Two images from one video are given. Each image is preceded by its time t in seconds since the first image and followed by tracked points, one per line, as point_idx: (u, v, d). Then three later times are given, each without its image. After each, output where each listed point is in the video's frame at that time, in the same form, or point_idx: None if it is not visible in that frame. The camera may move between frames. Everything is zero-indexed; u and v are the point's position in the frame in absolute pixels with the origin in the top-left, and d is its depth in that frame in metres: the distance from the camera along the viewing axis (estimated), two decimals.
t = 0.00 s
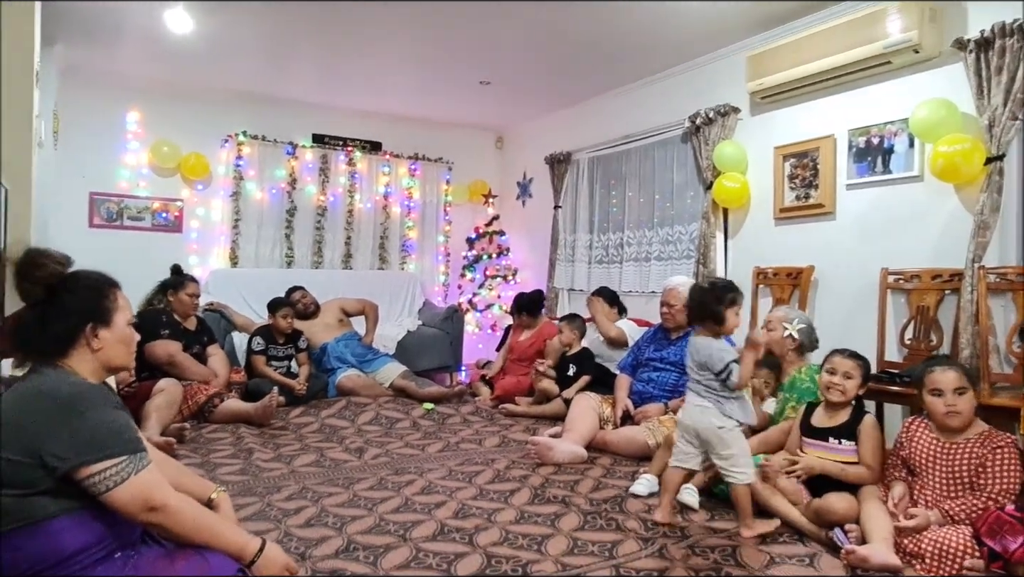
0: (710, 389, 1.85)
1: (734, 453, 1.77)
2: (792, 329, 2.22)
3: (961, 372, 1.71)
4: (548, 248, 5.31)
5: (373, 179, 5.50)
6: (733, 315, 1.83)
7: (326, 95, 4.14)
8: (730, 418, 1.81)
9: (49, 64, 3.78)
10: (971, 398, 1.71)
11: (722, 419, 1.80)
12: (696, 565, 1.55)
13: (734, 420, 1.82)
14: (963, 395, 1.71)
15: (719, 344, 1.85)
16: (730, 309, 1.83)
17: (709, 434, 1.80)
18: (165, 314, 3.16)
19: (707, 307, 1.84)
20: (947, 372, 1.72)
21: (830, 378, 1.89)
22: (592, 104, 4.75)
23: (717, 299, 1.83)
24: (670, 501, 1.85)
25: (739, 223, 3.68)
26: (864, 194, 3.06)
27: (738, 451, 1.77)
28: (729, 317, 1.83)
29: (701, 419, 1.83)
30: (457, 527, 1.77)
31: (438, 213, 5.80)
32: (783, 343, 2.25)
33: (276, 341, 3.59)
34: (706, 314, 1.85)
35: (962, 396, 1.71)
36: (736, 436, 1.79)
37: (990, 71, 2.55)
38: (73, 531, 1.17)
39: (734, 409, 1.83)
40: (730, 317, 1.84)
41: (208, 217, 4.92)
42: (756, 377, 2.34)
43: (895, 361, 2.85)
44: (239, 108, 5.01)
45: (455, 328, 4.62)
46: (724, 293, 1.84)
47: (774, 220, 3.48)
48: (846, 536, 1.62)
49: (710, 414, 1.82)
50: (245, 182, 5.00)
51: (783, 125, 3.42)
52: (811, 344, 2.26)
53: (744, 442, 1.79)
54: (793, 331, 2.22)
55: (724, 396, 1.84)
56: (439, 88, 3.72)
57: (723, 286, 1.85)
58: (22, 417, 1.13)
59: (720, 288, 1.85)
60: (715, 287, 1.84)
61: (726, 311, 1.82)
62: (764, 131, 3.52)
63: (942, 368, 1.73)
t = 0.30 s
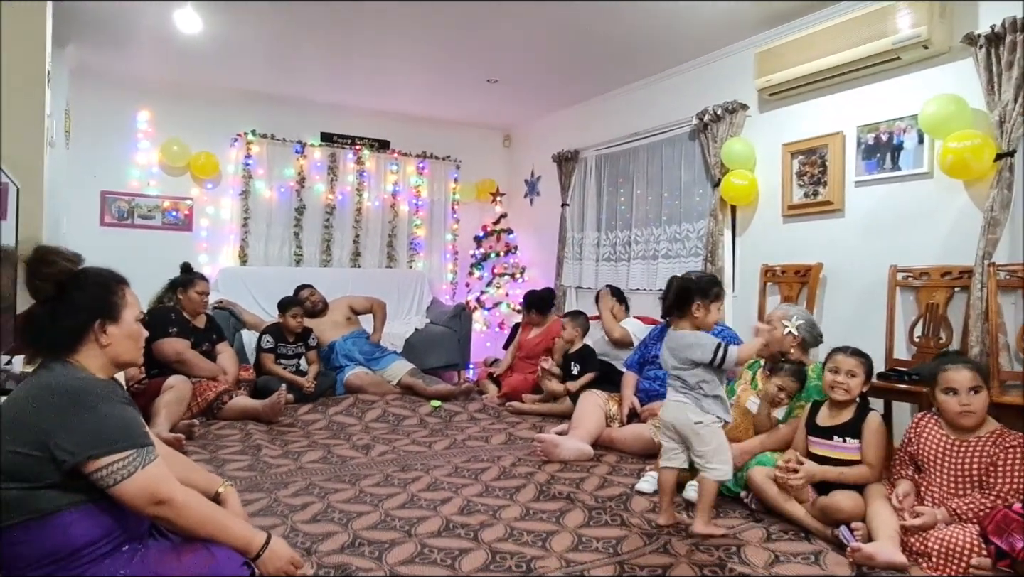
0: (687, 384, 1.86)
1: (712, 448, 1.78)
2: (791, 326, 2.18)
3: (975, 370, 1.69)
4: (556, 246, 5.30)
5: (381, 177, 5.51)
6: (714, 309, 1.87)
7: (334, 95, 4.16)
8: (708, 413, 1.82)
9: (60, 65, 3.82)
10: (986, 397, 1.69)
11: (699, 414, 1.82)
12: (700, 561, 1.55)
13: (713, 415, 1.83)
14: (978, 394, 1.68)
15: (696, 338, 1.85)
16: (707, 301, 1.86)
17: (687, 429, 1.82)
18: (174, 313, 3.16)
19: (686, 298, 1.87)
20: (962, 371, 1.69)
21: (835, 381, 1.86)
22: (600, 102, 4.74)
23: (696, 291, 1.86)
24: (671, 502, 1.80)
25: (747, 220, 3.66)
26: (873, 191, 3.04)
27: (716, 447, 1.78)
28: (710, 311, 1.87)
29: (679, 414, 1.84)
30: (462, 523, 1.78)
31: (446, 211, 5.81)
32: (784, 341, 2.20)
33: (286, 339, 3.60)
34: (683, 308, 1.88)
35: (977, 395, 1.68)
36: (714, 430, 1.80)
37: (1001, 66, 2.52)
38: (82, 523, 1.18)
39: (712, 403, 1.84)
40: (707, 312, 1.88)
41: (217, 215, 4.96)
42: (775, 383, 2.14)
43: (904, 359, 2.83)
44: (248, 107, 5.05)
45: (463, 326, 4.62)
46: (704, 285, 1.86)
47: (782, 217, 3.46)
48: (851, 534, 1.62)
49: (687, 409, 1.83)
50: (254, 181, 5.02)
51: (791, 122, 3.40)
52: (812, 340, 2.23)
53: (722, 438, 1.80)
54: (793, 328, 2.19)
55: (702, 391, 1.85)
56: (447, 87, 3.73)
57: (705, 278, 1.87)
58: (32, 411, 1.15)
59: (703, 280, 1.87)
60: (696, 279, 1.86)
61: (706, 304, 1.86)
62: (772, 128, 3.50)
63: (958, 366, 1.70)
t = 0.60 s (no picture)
0: (685, 384, 1.82)
1: (704, 452, 1.74)
2: (798, 324, 2.23)
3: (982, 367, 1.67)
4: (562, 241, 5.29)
5: (388, 172, 5.52)
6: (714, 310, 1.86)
7: (340, 90, 4.16)
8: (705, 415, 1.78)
9: (68, 60, 3.84)
10: (992, 394, 1.68)
11: (695, 416, 1.77)
12: (701, 553, 1.56)
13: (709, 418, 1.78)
14: (986, 391, 1.67)
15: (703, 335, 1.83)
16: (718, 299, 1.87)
17: (680, 431, 1.78)
18: (182, 306, 3.18)
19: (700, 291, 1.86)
20: (969, 367, 1.68)
21: (839, 377, 1.85)
22: (607, 96, 4.72)
23: (711, 287, 1.86)
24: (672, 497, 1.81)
25: (754, 215, 3.64)
26: (881, 184, 3.01)
27: (708, 451, 1.74)
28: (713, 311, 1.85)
29: (673, 414, 1.80)
30: (464, 515, 1.79)
31: (452, 206, 5.81)
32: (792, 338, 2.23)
33: (294, 333, 3.62)
34: (693, 301, 1.87)
35: (985, 393, 1.67)
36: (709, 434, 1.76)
37: (1011, 58, 2.49)
38: (87, 511, 1.19)
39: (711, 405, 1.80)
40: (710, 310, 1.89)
41: (224, 210, 4.99)
42: (777, 376, 2.15)
43: (910, 354, 2.82)
44: (256, 102, 5.06)
45: (469, 320, 4.63)
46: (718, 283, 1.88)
47: (789, 211, 3.44)
48: (855, 528, 1.63)
49: (682, 410, 1.79)
50: (261, 175, 5.04)
51: (799, 116, 3.38)
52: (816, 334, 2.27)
53: (716, 443, 1.75)
54: (798, 325, 2.23)
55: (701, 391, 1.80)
56: (453, 81, 3.72)
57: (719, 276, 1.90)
58: (41, 399, 1.16)
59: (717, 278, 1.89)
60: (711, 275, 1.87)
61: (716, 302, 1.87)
62: (780, 121, 3.47)
63: (964, 363, 1.69)
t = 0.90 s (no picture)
0: (684, 372, 1.80)
1: (705, 440, 1.75)
2: (801, 312, 2.23)
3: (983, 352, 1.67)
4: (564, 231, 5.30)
5: (390, 162, 5.52)
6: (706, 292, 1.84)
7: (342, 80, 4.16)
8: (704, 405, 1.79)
9: (70, 51, 3.84)
10: (990, 379, 1.67)
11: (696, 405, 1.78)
12: (700, 539, 1.56)
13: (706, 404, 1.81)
14: (981, 375, 1.67)
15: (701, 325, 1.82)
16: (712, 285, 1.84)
17: (682, 419, 1.78)
18: (186, 297, 3.21)
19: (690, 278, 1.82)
20: (970, 352, 1.67)
21: (840, 363, 1.86)
22: (609, 85, 4.70)
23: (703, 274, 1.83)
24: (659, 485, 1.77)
25: (756, 204, 3.64)
26: (884, 172, 3.01)
27: (711, 439, 1.76)
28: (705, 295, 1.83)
29: (675, 404, 1.79)
30: (466, 500, 1.80)
31: (455, 196, 5.81)
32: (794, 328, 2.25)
33: (295, 322, 3.64)
34: (683, 289, 1.84)
35: (981, 377, 1.67)
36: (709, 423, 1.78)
37: (1014, 44, 2.48)
38: (92, 494, 1.21)
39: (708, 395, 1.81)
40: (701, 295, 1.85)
41: (227, 200, 4.99)
42: (776, 362, 2.20)
43: (912, 342, 2.82)
44: (258, 92, 5.05)
45: (471, 310, 4.63)
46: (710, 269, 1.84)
47: (791, 200, 3.44)
48: (854, 513, 1.65)
49: (684, 400, 1.78)
50: (263, 166, 5.04)
51: (801, 104, 3.37)
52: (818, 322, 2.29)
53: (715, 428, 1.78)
54: (801, 314, 2.24)
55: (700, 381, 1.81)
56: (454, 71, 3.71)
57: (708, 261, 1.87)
58: (49, 381, 1.17)
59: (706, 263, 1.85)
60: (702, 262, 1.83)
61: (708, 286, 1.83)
62: (783, 110, 3.46)
63: (965, 347, 1.69)
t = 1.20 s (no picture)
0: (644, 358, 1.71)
1: (669, 426, 1.65)
2: (805, 299, 2.24)
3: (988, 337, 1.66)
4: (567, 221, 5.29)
5: (393, 152, 5.52)
6: (669, 273, 1.68)
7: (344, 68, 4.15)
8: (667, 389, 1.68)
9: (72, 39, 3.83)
10: (992, 364, 1.66)
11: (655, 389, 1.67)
12: (699, 523, 1.57)
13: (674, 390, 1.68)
14: (984, 360, 1.66)
15: (660, 308, 1.68)
16: (675, 265, 1.68)
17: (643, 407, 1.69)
18: (189, 284, 3.21)
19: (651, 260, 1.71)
20: (972, 338, 1.67)
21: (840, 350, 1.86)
22: (612, 74, 4.68)
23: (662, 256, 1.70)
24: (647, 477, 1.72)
25: (758, 193, 3.64)
26: (887, 160, 3.00)
27: (675, 426, 1.65)
28: (668, 276, 1.68)
29: (635, 390, 1.72)
30: (467, 485, 1.81)
31: (457, 186, 5.81)
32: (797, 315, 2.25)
33: (299, 312, 3.64)
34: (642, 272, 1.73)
35: (982, 361, 1.66)
36: (677, 407, 1.66)
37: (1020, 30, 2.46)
38: (95, 473, 1.22)
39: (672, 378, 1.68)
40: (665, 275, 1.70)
41: (230, 189, 4.99)
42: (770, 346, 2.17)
43: (914, 331, 2.82)
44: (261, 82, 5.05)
45: (474, 300, 4.64)
46: (668, 248, 1.70)
47: (794, 189, 3.43)
48: (852, 497, 1.65)
49: (644, 385, 1.69)
50: (266, 155, 5.05)
51: (805, 93, 3.36)
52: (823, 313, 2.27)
53: (683, 415, 1.65)
54: (804, 301, 2.24)
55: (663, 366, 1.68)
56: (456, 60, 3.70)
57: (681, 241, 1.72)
58: (50, 363, 1.18)
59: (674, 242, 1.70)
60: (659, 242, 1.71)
61: (672, 268, 1.68)
62: (786, 99, 3.45)
63: (967, 332, 1.68)
